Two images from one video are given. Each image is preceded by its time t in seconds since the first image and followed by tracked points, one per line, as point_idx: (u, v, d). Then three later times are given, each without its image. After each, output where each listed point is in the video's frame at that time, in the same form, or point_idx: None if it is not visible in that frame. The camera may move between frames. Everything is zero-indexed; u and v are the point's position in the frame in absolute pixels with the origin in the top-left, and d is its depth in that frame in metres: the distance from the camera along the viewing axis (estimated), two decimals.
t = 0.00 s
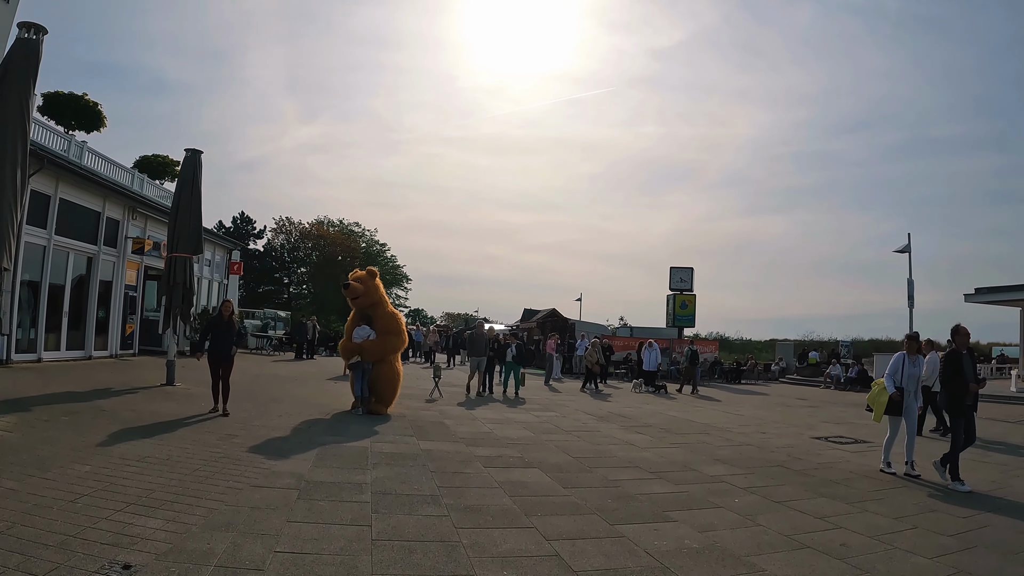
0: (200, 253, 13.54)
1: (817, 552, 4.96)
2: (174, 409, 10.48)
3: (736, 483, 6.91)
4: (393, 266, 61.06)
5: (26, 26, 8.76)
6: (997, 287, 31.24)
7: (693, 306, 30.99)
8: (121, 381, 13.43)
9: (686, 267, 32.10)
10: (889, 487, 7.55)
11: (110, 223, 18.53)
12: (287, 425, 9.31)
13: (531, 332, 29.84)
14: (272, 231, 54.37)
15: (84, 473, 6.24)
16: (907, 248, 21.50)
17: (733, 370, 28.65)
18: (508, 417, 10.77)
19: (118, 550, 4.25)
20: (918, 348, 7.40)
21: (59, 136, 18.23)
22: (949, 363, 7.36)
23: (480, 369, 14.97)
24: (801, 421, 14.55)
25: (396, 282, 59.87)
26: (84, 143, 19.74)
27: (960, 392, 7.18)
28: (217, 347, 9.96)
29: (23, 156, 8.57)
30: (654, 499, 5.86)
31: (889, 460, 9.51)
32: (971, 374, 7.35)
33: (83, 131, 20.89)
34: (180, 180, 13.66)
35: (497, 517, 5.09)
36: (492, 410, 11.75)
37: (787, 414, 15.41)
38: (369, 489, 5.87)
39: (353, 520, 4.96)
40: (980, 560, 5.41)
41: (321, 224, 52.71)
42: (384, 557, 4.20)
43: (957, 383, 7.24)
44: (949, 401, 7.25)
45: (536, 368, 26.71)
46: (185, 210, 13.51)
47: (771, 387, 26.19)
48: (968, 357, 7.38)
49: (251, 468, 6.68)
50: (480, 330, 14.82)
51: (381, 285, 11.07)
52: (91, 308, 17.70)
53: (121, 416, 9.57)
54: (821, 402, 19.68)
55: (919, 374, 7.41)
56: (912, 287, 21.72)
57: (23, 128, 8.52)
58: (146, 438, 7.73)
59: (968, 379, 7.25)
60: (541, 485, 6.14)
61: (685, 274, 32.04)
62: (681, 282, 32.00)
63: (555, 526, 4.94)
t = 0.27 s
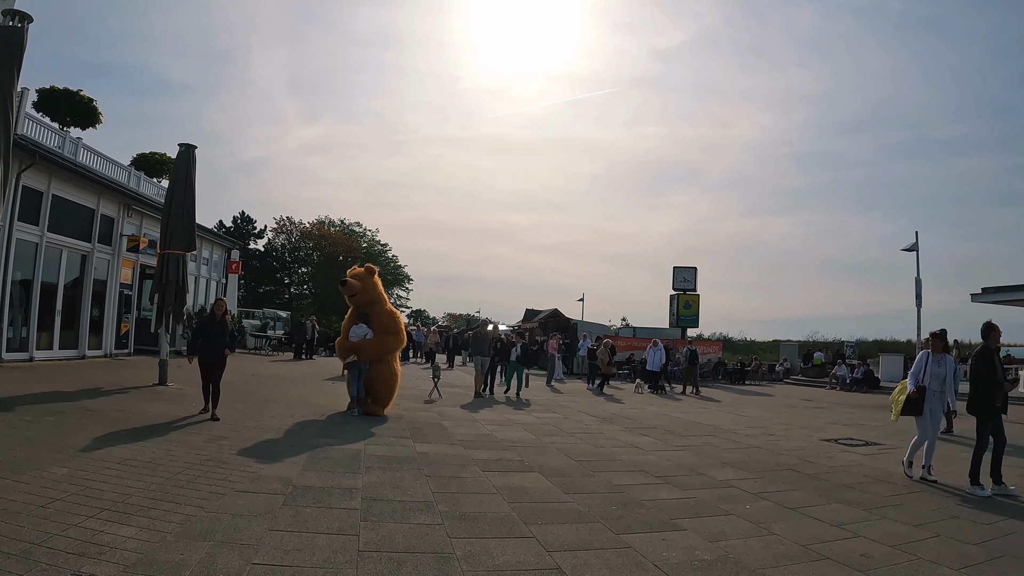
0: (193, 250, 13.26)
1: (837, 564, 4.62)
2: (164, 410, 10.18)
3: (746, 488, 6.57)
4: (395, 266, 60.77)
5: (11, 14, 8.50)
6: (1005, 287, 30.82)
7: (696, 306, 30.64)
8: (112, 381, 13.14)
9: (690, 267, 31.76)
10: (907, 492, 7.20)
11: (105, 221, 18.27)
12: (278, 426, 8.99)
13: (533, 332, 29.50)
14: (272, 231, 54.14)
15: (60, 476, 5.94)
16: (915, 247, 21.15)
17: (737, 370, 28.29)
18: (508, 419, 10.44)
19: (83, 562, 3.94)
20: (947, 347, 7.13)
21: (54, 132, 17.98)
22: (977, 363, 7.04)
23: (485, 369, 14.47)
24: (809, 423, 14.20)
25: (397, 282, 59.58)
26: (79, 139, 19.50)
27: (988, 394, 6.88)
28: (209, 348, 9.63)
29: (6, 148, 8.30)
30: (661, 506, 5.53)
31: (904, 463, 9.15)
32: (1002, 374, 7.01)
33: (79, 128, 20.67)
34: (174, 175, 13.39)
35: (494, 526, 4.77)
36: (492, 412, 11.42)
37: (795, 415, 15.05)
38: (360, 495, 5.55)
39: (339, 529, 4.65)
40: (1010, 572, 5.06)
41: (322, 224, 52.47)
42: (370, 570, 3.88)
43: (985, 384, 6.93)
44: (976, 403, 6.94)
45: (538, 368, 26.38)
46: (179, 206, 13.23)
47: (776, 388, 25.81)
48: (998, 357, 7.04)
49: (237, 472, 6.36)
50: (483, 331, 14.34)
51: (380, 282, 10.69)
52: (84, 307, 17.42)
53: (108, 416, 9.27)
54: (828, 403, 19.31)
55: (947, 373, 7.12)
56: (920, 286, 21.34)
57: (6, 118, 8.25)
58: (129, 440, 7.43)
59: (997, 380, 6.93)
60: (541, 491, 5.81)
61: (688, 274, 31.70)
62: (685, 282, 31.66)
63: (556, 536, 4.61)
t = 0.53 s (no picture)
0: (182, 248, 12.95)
1: None
2: (149, 412, 9.86)
3: (753, 496, 6.23)
4: (394, 266, 60.44)
5: None
6: (1011, 287, 30.40)
7: (699, 306, 30.26)
8: (100, 382, 12.83)
9: (691, 267, 31.40)
10: (923, 500, 6.85)
11: (96, 219, 17.98)
12: (265, 430, 8.66)
13: (533, 333, 29.16)
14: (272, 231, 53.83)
15: (25, 484, 5.61)
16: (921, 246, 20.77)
17: (739, 371, 27.92)
18: (504, 422, 10.09)
19: None
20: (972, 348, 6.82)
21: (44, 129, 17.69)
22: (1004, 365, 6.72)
23: (484, 371, 14.07)
24: (815, 426, 13.83)
25: (397, 282, 59.25)
26: (70, 135, 19.21)
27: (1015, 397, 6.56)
28: (195, 350, 9.21)
29: None
30: (662, 517, 5.19)
31: (916, 468, 8.79)
32: None
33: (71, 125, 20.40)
34: (162, 171, 13.09)
35: (483, 541, 4.43)
36: (489, 415, 11.07)
37: (800, 418, 14.69)
38: (342, 505, 5.21)
39: (317, 544, 4.31)
40: None
41: (322, 223, 52.16)
42: None
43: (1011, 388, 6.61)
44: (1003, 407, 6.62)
45: (538, 369, 26.03)
46: (169, 202, 12.93)
47: (779, 390, 25.43)
48: None
49: (215, 480, 6.03)
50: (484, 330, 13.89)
51: (374, 280, 10.31)
52: (75, 306, 17.11)
53: (89, 419, 8.96)
54: (833, 405, 18.92)
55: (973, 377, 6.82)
56: (926, 285, 20.95)
57: None
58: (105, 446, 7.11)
59: None
60: (536, 501, 5.47)
61: (690, 274, 31.33)
62: (686, 282, 31.31)
63: (550, 551, 4.27)
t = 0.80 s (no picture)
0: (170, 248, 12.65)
1: None
2: (134, 417, 9.57)
3: (760, 505, 5.93)
4: (393, 267, 60.14)
5: None
6: (1014, 287, 30.10)
7: (699, 307, 29.97)
8: (87, 385, 12.53)
9: (692, 267, 31.11)
10: (936, 508, 6.55)
11: (86, 219, 17.69)
12: (252, 435, 8.36)
13: (531, 334, 28.86)
14: (269, 232, 53.51)
15: None
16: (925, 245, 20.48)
17: (740, 373, 27.63)
18: (500, 426, 9.78)
19: None
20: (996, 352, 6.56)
21: (34, 127, 17.41)
22: None
23: (481, 374, 13.69)
24: (819, 430, 13.52)
25: (395, 283, 58.94)
26: (61, 134, 18.93)
27: None
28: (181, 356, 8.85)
29: None
30: (665, 530, 4.89)
31: (927, 473, 8.49)
32: None
33: (62, 123, 20.12)
34: (151, 169, 12.83)
35: (474, 558, 4.13)
36: (485, 419, 10.76)
37: (803, 420, 14.38)
38: (326, 519, 4.90)
39: (295, 562, 4.01)
40: None
41: (319, 224, 51.87)
42: None
43: None
44: None
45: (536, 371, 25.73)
46: (157, 201, 12.65)
47: (781, 391, 25.12)
48: None
49: (194, 491, 5.73)
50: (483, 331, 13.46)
51: (365, 281, 10.04)
52: (64, 308, 16.81)
53: (70, 424, 8.66)
54: (836, 407, 18.63)
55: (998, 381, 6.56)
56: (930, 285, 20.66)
57: None
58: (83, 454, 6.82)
59: None
60: (531, 513, 5.16)
61: (690, 274, 31.05)
62: (686, 282, 31.02)
63: (545, 570, 3.96)
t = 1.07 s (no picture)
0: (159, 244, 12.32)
1: None
2: (118, 418, 9.22)
3: (773, 511, 5.58)
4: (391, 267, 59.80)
5: None
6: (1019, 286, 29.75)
7: (700, 307, 29.64)
8: (74, 385, 12.18)
9: (693, 266, 30.78)
10: (958, 513, 6.20)
11: (77, 216, 17.36)
12: (239, 437, 8.01)
13: (531, 334, 28.52)
14: (267, 232, 53.19)
15: None
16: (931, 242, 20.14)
17: (742, 373, 27.29)
18: (498, 428, 9.42)
19: None
20: None
21: (24, 122, 17.07)
22: None
23: (481, 375, 13.27)
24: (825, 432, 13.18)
25: (394, 284, 58.62)
26: (53, 130, 18.60)
27: None
28: (166, 355, 8.52)
29: None
30: (674, 540, 4.54)
31: (943, 476, 8.13)
32: None
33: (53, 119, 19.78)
34: (139, 163, 12.49)
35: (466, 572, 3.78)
36: (483, 419, 10.42)
37: (809, 421, 14.02)
38: (308, 528, 4.55)
39: None
40: None
41: (317, 224, 51.56)
42: None
43: None
44: None
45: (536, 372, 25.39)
46: (145, 195, 12.31)
47: (784, 392, 24.78)
48: None
49: (170, 497, 5.38)
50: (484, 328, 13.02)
51: (358, 276, 9.68)
52: (55, 306, 16.47)
53: (50, 426, 8.32)
54: (841, 407, 18.28)
55: None
56: (937, 284, 20.30)
57: None
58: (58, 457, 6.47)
59: None
60: (530, 521, 4.81)
61: (691, 274, 30.72)
62: (687, 282, 30.70)
63: None
